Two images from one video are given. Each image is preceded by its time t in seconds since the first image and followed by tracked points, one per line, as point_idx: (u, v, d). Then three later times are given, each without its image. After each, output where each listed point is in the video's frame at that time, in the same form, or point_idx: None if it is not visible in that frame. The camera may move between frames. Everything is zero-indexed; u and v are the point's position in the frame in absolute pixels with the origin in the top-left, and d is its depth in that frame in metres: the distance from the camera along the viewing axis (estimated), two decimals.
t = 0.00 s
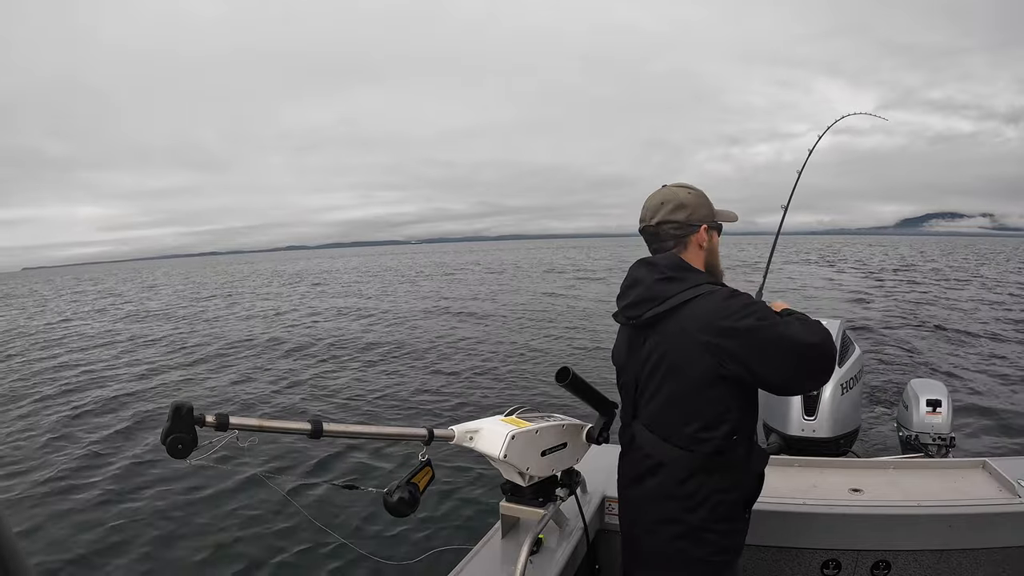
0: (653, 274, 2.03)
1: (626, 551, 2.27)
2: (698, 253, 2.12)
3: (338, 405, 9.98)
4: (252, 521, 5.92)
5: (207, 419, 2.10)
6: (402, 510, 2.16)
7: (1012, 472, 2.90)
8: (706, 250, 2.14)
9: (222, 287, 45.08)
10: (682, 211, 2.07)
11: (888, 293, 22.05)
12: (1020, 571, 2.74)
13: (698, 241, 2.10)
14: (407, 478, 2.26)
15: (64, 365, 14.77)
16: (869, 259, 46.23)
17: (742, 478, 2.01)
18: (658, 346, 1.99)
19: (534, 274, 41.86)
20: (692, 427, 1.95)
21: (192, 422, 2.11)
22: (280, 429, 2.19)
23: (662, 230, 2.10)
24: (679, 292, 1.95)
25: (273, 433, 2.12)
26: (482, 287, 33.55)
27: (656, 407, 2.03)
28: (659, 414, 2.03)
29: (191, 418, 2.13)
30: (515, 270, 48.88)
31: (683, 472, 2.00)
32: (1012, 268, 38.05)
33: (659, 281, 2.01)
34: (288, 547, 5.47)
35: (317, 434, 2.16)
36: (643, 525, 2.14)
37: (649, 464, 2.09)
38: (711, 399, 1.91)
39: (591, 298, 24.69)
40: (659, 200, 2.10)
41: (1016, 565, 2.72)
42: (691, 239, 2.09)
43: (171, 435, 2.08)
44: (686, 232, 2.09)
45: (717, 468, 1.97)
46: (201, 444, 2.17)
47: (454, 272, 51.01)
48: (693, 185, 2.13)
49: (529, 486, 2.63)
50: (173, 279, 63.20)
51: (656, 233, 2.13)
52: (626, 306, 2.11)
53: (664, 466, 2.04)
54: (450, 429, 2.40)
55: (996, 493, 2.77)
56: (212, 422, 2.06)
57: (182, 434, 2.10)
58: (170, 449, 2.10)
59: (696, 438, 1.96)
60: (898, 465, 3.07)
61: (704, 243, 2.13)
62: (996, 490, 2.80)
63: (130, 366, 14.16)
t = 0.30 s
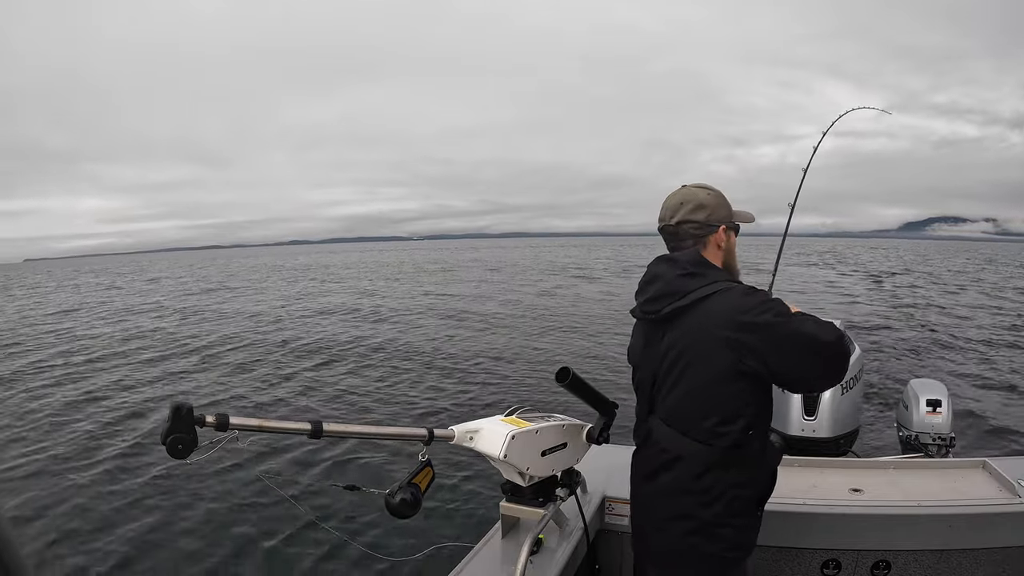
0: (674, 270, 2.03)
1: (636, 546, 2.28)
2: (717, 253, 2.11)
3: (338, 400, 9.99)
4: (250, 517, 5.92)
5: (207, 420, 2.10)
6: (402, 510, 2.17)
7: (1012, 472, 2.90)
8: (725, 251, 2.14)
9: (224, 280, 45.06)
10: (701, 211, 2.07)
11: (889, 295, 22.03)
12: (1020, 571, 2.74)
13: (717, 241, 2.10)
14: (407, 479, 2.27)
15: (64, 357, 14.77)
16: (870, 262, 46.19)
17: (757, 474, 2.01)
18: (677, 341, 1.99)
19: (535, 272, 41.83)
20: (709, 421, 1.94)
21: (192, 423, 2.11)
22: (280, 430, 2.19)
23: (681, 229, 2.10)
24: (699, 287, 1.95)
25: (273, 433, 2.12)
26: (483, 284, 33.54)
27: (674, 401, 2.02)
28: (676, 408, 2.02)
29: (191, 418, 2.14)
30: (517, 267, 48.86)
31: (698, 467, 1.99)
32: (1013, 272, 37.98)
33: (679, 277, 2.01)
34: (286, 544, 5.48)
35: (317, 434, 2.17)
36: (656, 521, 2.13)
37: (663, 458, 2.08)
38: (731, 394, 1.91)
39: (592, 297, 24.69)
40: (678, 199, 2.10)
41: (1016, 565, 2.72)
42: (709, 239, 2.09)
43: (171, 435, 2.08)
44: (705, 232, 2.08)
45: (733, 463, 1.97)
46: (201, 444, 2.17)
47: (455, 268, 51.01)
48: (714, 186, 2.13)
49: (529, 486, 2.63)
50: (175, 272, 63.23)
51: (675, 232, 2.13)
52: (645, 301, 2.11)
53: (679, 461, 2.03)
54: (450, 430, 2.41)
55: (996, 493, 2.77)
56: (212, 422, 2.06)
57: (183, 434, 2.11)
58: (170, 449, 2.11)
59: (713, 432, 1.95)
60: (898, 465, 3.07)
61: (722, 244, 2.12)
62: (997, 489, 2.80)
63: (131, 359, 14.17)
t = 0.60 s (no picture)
0: (686, 270, 2.02)
1: (628, 544, 2.29)
2: (732, 256, 2.12)
3: (337, 395, 9.99)
4: (249, 513, 5.93)
5: (207, 420, 2.11)
6: (402, 510, 2.17)
7: (1012, 472, 2.90)
8: (739, 252, 2.13)
9: (226, 274, 45.02)
10: (717, 213, 2.06)
11: (890, 296, 22.00)
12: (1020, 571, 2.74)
13: (731, 244, 2.10)
14: (408, 479, 2.27)
15: (65, 349, 14.78)
16: (872, 263, 46.12)
17: (748, 479, 2.01)
18: (681, 340, 1.99)
19: (536, 269, 41.80)
20: (704, 422, 1.94)
21: (192, 423, 2.12)
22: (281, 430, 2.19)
23: (697, 232, 2.10)
24: (709, 288, 1.95)
25: (274, 434, 2.12)
26: (483, 280, 33.50)
27: (674, 399, 2.02)
28: (674, 406, 2.02)
29: (191, 418, 2.14)
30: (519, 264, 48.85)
31: (689, 466, 2.00)
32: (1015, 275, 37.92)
33: (690, 276, 2.01)
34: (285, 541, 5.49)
35: (317, 434, 2.17)
36: (646, 518, 2.14)
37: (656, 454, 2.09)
38: (733, 394, 1.90)
39: (592, 294, 24.68)
40: (694, 201, 2.09)
41: (1016, 565, 2.72)
42: (723, 243, 2.09)
43: (171, 435, 2.09)
44: (719, 235, 2.08)
45: (725, 465, 1.97)
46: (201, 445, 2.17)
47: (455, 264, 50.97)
48: (730, 187, 2.11)
49: (529, 486, 2.64)
50: (177, 265, 63.29)
51: (690, 234, 2.13)
52: (655, 298, 2.11)
53: (671, 458, 2.04)
54: (450, 430, 2.41)
55: (996, 492, 2.77)
56: (212, 422, 2.06)
57: (182, 435, 2.11)
58: (170, 449, 2.11)
59: (708, 433, 1.95)
60: (898, 465, 3.07)
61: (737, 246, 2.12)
62: (997, 489, 2.80)
63: (131, 352, 14.18)
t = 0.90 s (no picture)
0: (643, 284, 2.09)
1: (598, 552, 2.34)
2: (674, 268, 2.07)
3: (338, 395, 10.00)
4: (249, 511, 5.93)
5: (207, 420, 2.11)
6: (402, 510, 2.17)
7: (1012, 472, 2.89)
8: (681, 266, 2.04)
9: (226, 274, 45.00)
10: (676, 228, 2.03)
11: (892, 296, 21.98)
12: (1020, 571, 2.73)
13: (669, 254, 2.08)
14: (407, 479, 2.27)
15: (67, 349, 14.82)
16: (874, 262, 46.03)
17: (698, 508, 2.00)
18: (636, 360, 2.05)
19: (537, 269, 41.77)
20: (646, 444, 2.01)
21: (192, 423, 2.12)
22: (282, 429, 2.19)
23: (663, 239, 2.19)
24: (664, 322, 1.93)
25: (274, 433, 2.13)
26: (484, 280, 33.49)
27: (631, 415, 2.10)
28: (630, 421, 2.10)
29: (191, 418, 2.14)
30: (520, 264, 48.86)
31: (636, 481, 2.08)
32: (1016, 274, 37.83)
33: (645, 299, 2.04)
34: (286, 539, 5.48)
35: (317, 434, 2.17)
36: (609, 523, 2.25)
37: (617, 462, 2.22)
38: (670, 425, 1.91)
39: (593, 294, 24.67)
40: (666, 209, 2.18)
41: (1015, 565, 2.71)
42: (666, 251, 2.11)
43: (170, 435, 2.09)
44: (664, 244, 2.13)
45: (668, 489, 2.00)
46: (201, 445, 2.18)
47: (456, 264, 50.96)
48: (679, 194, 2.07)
49: (531, 485, 2.64)
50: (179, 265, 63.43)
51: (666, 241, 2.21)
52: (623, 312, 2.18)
53: (626, 468, 2.16)
54: (449, 430, 2.41)
55: (996, 492, 2.76)
56: (212, 422, 2.07)
57: (182, 435, 2.12)
58: (171, 450, 2.11)
59: (649, 456, 2.02)
60: (898, 465, 3.07)
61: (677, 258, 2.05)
62: (997, 489, 2.79)
63: (134, 351, 14.23)
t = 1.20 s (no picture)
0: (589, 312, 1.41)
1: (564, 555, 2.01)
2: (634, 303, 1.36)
3: (340, 397, 10.02)
4: (252, 512, 5.94)
5: (207, 419, 2.13)
6: (403, 510, 2.18)
7: (1012, 472, 2.89)
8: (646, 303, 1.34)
9: (228, 278, 45.11)
10: (632, 233, 1.37)
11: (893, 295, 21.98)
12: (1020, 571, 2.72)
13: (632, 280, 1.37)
14: (407, 479, 2.28)
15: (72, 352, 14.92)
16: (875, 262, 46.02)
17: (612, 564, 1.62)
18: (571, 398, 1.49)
19: (538, 271, 41.81)
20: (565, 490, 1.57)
21: (192, 422, 2.14)
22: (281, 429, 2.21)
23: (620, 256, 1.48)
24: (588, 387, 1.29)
25: (273, 433, 2.14)
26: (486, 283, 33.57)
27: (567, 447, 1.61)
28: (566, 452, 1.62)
29: (191, 418, 2.17)
30: (521, 266, 48.97)
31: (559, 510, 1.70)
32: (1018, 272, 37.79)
33: (580, 347, 1.38)
34: (288, 539, 5.49)
35: (317, 434, 2.18)
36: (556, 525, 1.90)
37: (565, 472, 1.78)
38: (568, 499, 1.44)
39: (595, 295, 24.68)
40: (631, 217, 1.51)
41: (1015, 566, 2.70)
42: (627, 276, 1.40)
43: (170, 435, 2.12)
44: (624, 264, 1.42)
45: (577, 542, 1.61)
46: (199, 443, 2.20)
47: (458, 266, 51.04)
48: (671, 197, 1.39)
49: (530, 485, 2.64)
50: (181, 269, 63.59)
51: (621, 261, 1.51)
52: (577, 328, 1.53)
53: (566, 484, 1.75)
54: (448, 429, 2.41)
55: (996, 493, 2.76)
56: (212, 422, 2.08)
57: (182, 434, 2.15)
58: (170, 448, 2.14)
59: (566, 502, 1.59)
60: (897, 465, 3.06)
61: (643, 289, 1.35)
62: (997, 490, 2.79)
63: (138, 355, 14.29)
